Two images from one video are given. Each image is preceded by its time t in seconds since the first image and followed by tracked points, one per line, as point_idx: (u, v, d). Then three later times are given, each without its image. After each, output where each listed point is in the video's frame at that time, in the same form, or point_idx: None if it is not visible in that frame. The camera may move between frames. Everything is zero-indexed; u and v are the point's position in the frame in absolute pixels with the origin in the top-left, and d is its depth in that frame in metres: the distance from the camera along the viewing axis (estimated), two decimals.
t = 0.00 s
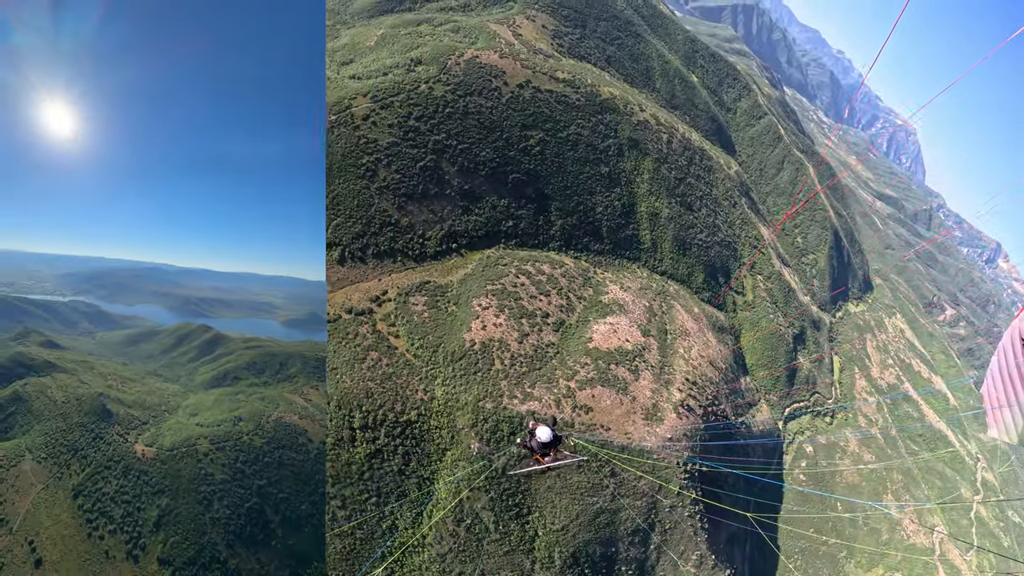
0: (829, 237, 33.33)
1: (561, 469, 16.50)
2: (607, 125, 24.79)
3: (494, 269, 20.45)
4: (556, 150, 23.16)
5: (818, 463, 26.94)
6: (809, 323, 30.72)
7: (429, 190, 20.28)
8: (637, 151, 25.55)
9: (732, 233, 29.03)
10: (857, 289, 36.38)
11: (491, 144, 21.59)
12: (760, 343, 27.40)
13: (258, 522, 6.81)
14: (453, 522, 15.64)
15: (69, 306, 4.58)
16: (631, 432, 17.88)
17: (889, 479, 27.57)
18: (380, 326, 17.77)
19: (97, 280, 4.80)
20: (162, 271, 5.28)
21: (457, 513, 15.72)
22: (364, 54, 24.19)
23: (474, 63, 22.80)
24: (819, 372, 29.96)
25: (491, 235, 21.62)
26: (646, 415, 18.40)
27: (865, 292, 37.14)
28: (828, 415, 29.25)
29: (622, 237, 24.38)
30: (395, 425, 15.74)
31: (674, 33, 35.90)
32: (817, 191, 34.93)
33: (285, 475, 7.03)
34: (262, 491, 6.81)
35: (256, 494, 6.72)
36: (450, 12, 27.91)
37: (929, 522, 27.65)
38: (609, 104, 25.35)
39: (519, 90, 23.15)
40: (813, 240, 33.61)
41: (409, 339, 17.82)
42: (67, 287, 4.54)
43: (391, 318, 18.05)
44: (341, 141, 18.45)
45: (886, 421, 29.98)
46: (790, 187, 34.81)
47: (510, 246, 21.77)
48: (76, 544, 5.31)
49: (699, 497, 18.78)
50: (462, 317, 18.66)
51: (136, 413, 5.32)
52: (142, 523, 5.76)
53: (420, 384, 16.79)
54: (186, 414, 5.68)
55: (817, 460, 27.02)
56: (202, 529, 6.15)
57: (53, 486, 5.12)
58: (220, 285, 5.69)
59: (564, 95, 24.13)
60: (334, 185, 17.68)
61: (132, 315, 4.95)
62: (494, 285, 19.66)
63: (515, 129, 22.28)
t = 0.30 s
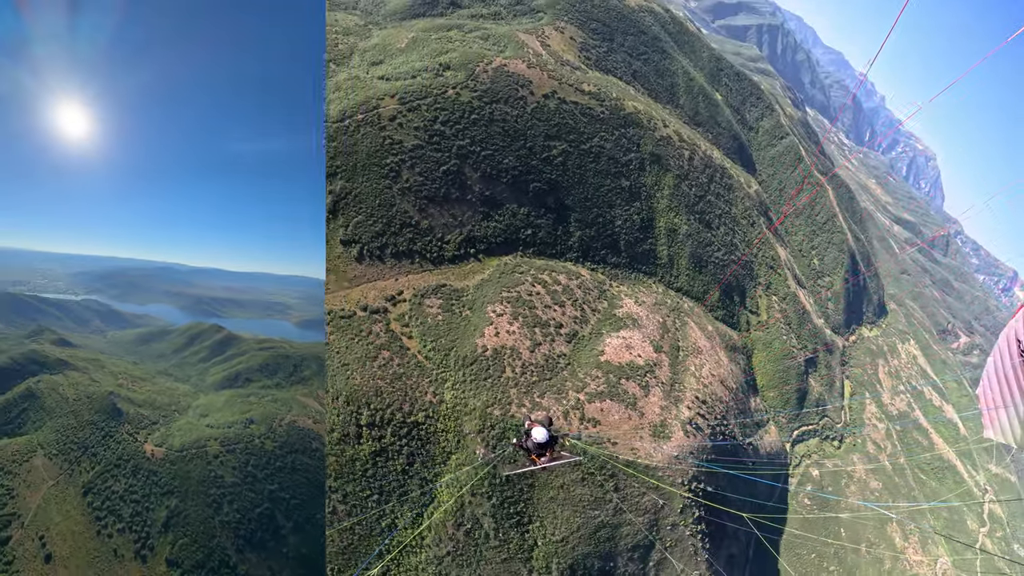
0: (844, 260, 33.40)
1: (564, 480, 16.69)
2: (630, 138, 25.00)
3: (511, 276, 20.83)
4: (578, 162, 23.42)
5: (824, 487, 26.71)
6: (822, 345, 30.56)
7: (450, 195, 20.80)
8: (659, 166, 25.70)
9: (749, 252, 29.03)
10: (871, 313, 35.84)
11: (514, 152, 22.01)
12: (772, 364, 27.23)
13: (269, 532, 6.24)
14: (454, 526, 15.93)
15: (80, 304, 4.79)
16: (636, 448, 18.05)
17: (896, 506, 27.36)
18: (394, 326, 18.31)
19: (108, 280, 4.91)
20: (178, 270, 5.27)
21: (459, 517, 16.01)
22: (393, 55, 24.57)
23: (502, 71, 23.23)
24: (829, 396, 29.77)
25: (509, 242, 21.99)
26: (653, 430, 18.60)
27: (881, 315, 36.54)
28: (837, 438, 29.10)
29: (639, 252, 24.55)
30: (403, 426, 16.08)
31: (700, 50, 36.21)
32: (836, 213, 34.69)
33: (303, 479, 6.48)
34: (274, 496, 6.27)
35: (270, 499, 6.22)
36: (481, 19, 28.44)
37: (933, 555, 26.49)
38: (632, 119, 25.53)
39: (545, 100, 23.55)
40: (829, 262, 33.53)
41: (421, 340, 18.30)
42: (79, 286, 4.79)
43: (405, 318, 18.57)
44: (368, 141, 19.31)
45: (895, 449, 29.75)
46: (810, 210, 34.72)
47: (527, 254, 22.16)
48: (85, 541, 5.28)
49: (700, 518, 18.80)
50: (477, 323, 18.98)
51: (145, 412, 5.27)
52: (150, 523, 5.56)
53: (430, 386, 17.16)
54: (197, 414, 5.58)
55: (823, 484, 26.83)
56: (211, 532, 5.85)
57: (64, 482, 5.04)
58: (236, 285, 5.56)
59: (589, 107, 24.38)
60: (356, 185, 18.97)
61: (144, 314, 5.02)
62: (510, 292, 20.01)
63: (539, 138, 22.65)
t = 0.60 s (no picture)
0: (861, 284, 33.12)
1: (569, 492, 16.62)
2: (652, 154, 25.11)
3: (527, 285, 21.02)
4: (599, 175, 23.52)
5: (829, 510, 26.61)
6: (834, 368, 30.36)
7: (472, 201, 21.02)
8: (679, 182, 25.77)
9: (765, 272, 28.94)
10: (885, 337, 35.45)
11: (537, 162, 22.24)
12: (781, 385, 27.11)
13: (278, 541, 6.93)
14: (454, 529, 16.20)
15: (95, 304, 4.76)
16: (642, 464, 18.01)
17: (902, 536, 26.96)
18: (408, 328, 18.55)
19: (122, 280, 4.93)
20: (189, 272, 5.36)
21: (459, 520, 16.27)
22: (422, 61, 25.16)
23: (529, 82, 23.54)
24: (838, 420, 29.67)
25: (526, 251, 22.18)
26: (661, 448, 18.55)
27: (893, 340, 36.05)
28: (845, 463, 28.81)
29: (655, 267, 24.61)
30: (410, 428, 16.31)
31: (725, 68, 36.52)
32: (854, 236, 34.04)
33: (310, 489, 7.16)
34: (286, 504, 6.98)
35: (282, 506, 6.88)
36: (510, 29, 28.98)
37: None
38: (654, 135, 25.63)
39: (569, 112, 23.76)
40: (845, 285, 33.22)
41: (434, 344, 18.51)
42: (94, 286, 4.78)
43: (419, 321, 18.83)
44: (393, 144, 20.11)
45: (904, 476, 29.02)
46: (827, 231, 34.13)
47: (544, 264, 22.39)
48: (95, 541, 5.54)
49: (702, 538, 18.68)
50: (491, 329, 19.17)
51: (157, 413, 5.47)
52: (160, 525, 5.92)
53: (440, 391, 17.35)
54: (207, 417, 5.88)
55: (828, 509, 26.64)
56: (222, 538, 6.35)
57: (75, 482, 5.27)
58: (245, 285, 5.75)
59: (612, 121, 24.54)
60: (378, 185, 19.72)
61: (155, 315, 5.09)
62: (525, 301, 20.20)
63: (561, 149, 22.82)
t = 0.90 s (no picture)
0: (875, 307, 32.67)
1: (571, 505, 16.71)
2: (673, 171, 25.14)
3: (543, 296, 21.05)
4: (620, 189, 23.58)
5: (835, 538, 26.01)
6: (846, 392, 30.03)
7: (493, 209, 21.11)
8: (698, 201, 25.77)
9: (781, 292, 28.66)
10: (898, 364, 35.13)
11: (559, 174, 22.37)
12: (792, 409, 26.72)
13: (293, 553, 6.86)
14: (456, 535, 16.13)
15: (107, 305, 4.71)
16: (648, 482, 17.87)
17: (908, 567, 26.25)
18: (422, 331, 18.65)
19: (134, 280, 4.80)
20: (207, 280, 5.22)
21: (461, 527, 16.19)
22: (451, 68, 25.38)
23: (554, 94, 23.75)
24: (849, 445, 29.27)
25: (544, 261, 22.22)
26: (667, 466, 18.46)
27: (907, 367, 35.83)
28: (854, 489, 28.21)
29: (671, 284, 24.58)
30: (418, 432, 16.31)
31: (748, 87, 36.75)
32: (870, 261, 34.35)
33: (321, 499, 7.20)
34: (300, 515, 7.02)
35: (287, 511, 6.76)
36: (538, 42, 29.51)
37: None
38: (675, 151, 25.63)
39: (593, 126, 23.89)
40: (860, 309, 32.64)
41: (447, 349, 18.58)
42: (107, 287, 4.70)
43: (434, 326, 18.88)
44: (417, 148, 20.32)
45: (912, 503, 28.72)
46: (845, 254, 34.22)
47: (561, 275, 22.33)
48: (105, 543, 5.35)
49: (702, 558, 18.50)
50: (505, 338, 19.25)
51: (167, 415, 5.55)
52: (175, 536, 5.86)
53: (450, 396, 17.38)
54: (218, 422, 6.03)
55: (833, 535, 26.11)
56: (235, 549, 6.25)
57: (88, 481, 5.22)
58: (260, 287, 5.62)
59: (635, 136, 24.61)
60: (401, 188, 19.91)
61: (166, 315, 4.97)
62: (540, 312, 20.24)
63: (583, 163, 22.94)
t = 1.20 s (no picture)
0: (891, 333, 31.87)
1: (576, 519, 16.62)
2: (693, 190, 25.06)
3: (558, 308, 21.03)
4: (639, 206, 23.49)
5: (838, 566, 26.40)
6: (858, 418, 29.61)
7: (512, 219, 21.12)
8: (717, 220, 25.47)
9: (797, 315, 28.25)
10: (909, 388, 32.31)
11: (580, 188, 22.35)
12: (801, 433, 26.42)
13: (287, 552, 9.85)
14: (456, 542, 16.10)
15: (123, 306, 6.72)
16: (654, 501, 17.65)
17: None
18: (436, 337, 18.68)
19: (153, 286, 6.93)
20: (217, 281, 7.36)
21: (462, 533, 16.21)
22: (478, 77, 25.43)
23: (579, 108, 23.70)
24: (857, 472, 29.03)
25: (560, 273, 22.17)
26: (674, 486, 18.09)
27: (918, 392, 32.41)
28: (859, 515, 28.26)
29: (687, 303, 24.51)
30: (425, 436, 16.31)
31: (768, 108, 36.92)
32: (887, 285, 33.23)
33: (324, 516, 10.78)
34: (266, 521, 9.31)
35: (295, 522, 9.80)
36: (565, 55, 29.68)
37: None
38: (694, 169, 25.45)
39: (615, 141, 23.77)
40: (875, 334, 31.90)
41: (460, 356, 18.59)
42: (123, 292, 6.69)
43: (448, 332, 18.92)
44: (441, 155, 20.41)
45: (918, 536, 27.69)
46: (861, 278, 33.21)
47: (577, 288, 22.32)
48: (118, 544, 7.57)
49: None
50: (518, 348, 19.28)
51: (182, 419, 8.00)
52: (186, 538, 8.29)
53: (460, 403, 17.41)
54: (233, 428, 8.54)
55: (837, 562, 26.52)
56: (251, 559, 9.06)
57: (99, 479, 7.34)
58: (282, 290, 7.81)
59: (656, 153, 24.52)
60: (423, 194, 19.95)
61: (181, 317, 7.05)
62: (555, 324, 20.21)
63: (605, 178, 22.85)
